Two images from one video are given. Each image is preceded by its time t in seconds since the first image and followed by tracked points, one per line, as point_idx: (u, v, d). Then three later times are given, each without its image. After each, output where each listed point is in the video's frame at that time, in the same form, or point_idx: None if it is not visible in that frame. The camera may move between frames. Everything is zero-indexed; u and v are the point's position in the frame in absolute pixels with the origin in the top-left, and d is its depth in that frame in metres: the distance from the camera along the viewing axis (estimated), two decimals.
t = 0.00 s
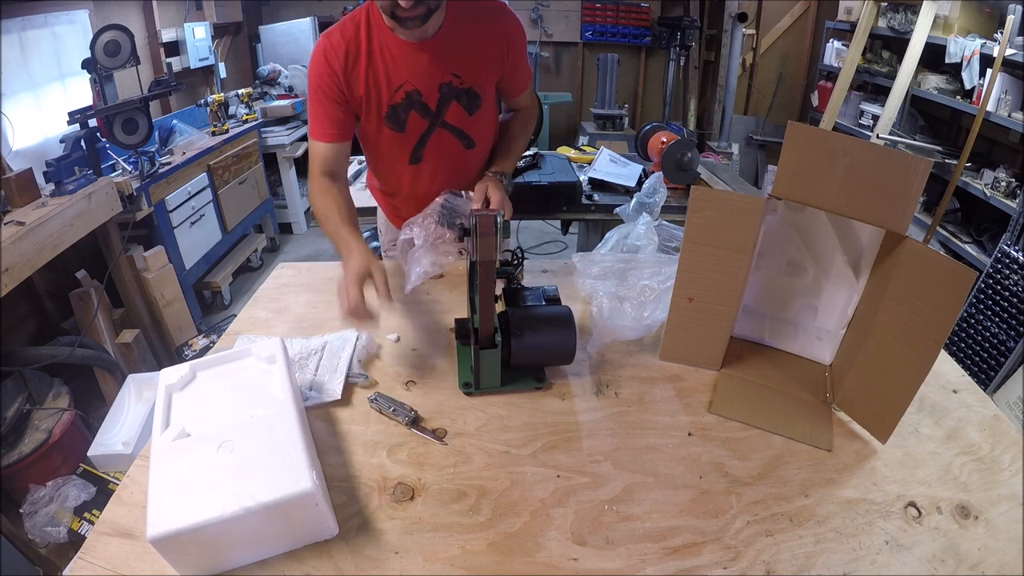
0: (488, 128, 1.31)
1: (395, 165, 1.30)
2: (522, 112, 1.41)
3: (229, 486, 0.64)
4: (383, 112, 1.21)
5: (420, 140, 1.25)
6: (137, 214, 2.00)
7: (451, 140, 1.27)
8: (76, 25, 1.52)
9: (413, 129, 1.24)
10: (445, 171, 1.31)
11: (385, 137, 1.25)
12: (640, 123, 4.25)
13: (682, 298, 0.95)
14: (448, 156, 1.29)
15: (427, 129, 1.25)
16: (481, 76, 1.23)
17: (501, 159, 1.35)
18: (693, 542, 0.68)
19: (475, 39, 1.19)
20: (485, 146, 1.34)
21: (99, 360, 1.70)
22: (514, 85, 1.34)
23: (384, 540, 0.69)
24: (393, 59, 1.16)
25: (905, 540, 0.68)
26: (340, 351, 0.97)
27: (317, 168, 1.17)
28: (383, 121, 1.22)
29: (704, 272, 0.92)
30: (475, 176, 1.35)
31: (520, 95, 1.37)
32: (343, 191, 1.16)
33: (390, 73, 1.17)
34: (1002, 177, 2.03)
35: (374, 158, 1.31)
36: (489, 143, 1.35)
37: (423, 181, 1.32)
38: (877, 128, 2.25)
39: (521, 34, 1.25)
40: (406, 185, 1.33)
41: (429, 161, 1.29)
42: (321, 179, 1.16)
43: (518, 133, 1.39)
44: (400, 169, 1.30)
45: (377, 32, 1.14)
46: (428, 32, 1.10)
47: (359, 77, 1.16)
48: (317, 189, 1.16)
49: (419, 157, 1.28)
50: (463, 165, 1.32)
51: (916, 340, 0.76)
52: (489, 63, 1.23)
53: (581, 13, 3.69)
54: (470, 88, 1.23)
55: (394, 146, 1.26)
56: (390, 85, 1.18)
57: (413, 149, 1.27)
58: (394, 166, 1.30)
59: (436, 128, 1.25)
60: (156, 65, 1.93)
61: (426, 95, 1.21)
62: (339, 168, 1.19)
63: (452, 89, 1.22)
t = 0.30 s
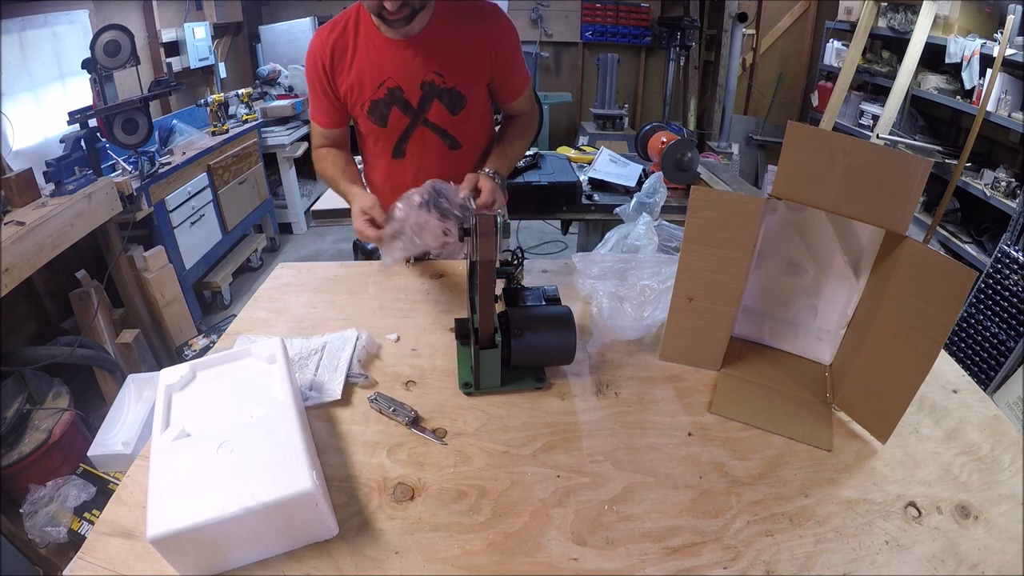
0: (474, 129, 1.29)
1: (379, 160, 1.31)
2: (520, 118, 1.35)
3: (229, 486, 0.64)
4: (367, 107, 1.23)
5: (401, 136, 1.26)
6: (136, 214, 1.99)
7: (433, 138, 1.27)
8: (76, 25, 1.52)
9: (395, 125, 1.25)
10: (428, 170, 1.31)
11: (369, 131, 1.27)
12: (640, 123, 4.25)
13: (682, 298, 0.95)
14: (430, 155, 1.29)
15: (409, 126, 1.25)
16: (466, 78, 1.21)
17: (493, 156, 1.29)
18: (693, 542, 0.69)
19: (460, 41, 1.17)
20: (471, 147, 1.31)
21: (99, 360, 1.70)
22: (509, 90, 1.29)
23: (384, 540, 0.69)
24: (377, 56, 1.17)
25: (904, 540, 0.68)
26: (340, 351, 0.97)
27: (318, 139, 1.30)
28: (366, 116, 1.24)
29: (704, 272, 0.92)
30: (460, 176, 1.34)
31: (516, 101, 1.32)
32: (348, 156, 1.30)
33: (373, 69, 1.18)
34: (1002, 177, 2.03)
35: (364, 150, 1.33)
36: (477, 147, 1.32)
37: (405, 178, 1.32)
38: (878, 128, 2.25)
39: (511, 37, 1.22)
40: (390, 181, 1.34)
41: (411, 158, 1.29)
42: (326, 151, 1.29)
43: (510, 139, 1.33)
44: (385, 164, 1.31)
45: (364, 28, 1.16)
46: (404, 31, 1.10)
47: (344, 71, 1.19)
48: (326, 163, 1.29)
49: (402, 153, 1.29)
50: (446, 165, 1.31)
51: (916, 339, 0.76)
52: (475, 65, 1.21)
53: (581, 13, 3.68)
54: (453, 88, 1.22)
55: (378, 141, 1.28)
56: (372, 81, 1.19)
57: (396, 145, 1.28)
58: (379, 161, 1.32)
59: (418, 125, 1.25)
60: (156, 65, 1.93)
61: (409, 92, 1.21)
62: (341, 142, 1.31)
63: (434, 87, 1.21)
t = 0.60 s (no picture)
0: (483, 126, 1.28)
1: (388, 157, 1.30)
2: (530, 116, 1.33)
3: (229, 486, 0.64)
4: (376, 104, 1.22)
5: (410, 133, 1.25)
6: (137, 214, 2.00)
7: (442, 134, 1.26)
8: (77, 25, 1.53)
9: (403, 122, 1.24)
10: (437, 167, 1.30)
11: (378, 128, 1.26)
12: (640, 123, 4.25)
13: (682, 298, 0.95)
14: (438, 151, 1.28)
15: (417, 123, 1.24)
16: (476, 75, 1.20)
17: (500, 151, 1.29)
18: (693, 542, 0.68)
19: (468, 38, 1.17)
20: (479, 145, 1.31)
21: (99, 360, 1.70)
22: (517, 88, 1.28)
23: (384, 540, 0.69)
24: (386, 53, 1.16)
25: (904, 540, 0.68)
26: (340, 351, 0.97)
27: (320, 138, 1.30)
28: (376, 112, 1.23)
29: (704, 272, 0.92)
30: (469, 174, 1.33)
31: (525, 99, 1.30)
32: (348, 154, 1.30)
33: (382, 65, 1.17)
34: (1002, 177, 2.03)
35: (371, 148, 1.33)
36: (485, 145, 1.32)
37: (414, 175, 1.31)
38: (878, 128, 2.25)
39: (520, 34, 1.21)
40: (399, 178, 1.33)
41: (420, 154, 1.28)
42: (328, 149, 1.28)
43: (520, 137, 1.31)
44: (394, 161, 1.30)
45: (373, 25, 1.15)
46: (414, 27, 1.09)
47: (353, 68, 1.19)
48: (328, 162, 1.28)
49: (411, 150, 1.28)
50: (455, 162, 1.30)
51: (916, 339, 0.76)
52: (483, 63, 1.19)
53: (581, 13, 3.68)
54: (461, 84, 1.21)
55: (387, 137, 1.27)
56: (382, 77, 1.18)
57: (404, 142, 1.27)
58: (387, 158, 1.31)
59: (427, 122, 1.24)
60: (156, 65, 1.92)
61: (417, 88, 1.20)
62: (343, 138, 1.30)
63: (443, 83, 1.20)
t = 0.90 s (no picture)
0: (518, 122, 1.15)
1: (418, 152, 1.15)
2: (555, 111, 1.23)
3: (229, 486, 0.64)
4: (411, 95, 1.05)
5: (446, 128, 1.09)
6: (136, 214, 2.00)
7: (480, 132, 1.11)
8: (77, 24, 1.50)
9: (440, 114, 1.07)
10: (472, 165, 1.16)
11: (410, 121, 1.10)
12: (639, 123, 4.25)
13: (682, 298, 0.95)
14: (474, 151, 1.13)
15: (454, 117, 1.08)
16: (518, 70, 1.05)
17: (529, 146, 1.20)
18: (693, 542, 0.68)
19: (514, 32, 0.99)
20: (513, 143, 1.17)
21: (99, 360, 1.70)
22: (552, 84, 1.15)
23: (384, 540, 0.69)
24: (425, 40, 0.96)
25: (904, 540, 0.68)
26: (340, 351, 0.97)
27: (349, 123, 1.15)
28: (410, 105, 1.07)
29: (703, 272, 0.92)
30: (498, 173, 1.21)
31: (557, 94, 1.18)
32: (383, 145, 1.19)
33: (420, 53, 0.98)
34: (1002, 177, 2.03)
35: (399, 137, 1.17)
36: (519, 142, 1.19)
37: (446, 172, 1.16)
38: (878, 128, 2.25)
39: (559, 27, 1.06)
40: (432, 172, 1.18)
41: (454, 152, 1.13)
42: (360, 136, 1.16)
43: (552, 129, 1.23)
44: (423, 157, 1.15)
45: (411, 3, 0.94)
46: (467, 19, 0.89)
47: (386, 51, 1.00)
48: (360, 149, 1.18)
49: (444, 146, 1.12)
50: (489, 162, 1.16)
51: (916, 339, 0.76)
52: (526, 57, 1.04)
53: (581, 13, 3.68)
54: (503, 80, 1.05)
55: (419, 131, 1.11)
56: (420, 69, 1.00)
57: (438, 138, 1.11)
58: (417, 152, 1.15)
59: (464, 117, 1.09)
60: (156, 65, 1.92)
61: (458, 81, 1.03)
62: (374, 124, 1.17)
63: (483, 78, 1.03)
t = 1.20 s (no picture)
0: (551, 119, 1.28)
1: (458, 143, 1.24)
2: (579, 113, 1.36)
3: (229, 486, 0.64)
4: (458, 88, 1.16)
5: (489, 120, 1.20)
6: (137, 214, 2.00)
7: (519, 125, 1.23)
8: (76, 25, 1.51)
9: (484, 107, 1.19)
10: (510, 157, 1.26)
11: (453, 113, 1.19)
12: (639, 123, 4.25)
13: (682, 298, 0.95)
14: (513, 142, 1.24)
15: (497, 110, 1.20)
16: (556, 67, 1.19)
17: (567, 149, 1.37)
18: (693, 542, 0.69)
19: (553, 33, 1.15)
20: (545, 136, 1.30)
21: (99, 360, 1.70)
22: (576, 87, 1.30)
23: (384, 540, 0.69)
24: (476, 37, 1.10)
25: (904, 540, 0.68)
26: (340, 351, 0.97)
27: (387, 119, 1.21)
28: (456, 97, 1.17)
29: (704, 272, 0.92)
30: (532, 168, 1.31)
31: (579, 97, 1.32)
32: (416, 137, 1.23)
33: (470, 48, 1.11)
34: (1002, 177, 2.03)
35: (435, 130, 1.25)
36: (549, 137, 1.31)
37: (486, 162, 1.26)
38: (878, 128, 2.25)
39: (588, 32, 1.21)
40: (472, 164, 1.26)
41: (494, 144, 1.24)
42: (397, 131, 1.21)
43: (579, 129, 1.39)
44: (465, 148, 1.24)
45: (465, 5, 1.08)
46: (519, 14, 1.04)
47: (437, 47, 1.11)
48: (395, 144, 1.22)
49: (486, 137, 1.23)
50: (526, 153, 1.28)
51: (917, 339, 0.76)
52: (563, 57, 1.18)
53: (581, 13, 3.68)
54: (544, 76, 1.18)
55: (462, 122, 1.20)
56: (469, 61, 1.13)
57: (481, 130, 1.22)
58: (457, 144, 1.24)
59: (506, 110, 1.20)
60: (156, 65, 1.92)
61: (504, 75, 1.15)
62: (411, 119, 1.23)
63: (527, 74, 1.16)
